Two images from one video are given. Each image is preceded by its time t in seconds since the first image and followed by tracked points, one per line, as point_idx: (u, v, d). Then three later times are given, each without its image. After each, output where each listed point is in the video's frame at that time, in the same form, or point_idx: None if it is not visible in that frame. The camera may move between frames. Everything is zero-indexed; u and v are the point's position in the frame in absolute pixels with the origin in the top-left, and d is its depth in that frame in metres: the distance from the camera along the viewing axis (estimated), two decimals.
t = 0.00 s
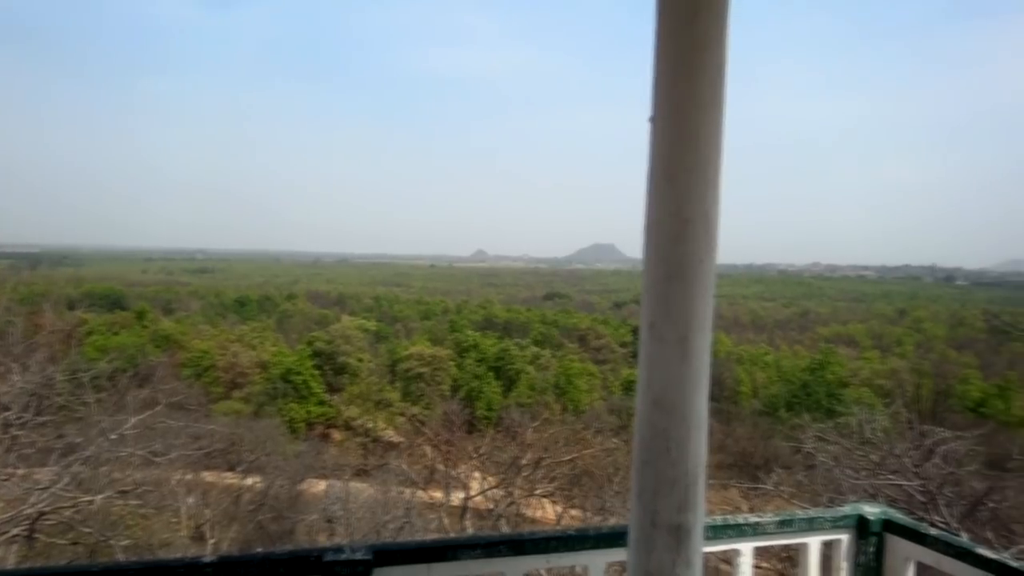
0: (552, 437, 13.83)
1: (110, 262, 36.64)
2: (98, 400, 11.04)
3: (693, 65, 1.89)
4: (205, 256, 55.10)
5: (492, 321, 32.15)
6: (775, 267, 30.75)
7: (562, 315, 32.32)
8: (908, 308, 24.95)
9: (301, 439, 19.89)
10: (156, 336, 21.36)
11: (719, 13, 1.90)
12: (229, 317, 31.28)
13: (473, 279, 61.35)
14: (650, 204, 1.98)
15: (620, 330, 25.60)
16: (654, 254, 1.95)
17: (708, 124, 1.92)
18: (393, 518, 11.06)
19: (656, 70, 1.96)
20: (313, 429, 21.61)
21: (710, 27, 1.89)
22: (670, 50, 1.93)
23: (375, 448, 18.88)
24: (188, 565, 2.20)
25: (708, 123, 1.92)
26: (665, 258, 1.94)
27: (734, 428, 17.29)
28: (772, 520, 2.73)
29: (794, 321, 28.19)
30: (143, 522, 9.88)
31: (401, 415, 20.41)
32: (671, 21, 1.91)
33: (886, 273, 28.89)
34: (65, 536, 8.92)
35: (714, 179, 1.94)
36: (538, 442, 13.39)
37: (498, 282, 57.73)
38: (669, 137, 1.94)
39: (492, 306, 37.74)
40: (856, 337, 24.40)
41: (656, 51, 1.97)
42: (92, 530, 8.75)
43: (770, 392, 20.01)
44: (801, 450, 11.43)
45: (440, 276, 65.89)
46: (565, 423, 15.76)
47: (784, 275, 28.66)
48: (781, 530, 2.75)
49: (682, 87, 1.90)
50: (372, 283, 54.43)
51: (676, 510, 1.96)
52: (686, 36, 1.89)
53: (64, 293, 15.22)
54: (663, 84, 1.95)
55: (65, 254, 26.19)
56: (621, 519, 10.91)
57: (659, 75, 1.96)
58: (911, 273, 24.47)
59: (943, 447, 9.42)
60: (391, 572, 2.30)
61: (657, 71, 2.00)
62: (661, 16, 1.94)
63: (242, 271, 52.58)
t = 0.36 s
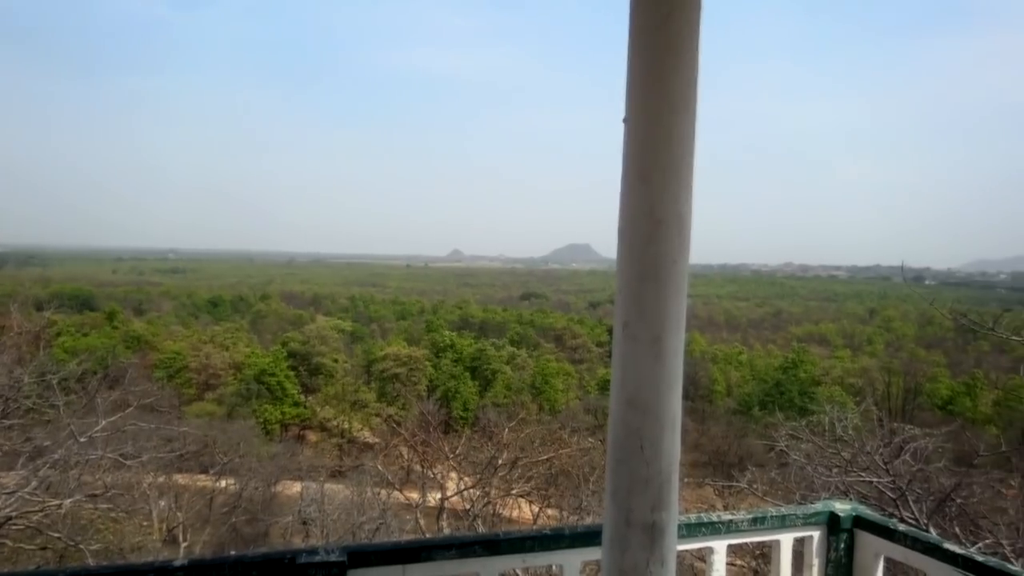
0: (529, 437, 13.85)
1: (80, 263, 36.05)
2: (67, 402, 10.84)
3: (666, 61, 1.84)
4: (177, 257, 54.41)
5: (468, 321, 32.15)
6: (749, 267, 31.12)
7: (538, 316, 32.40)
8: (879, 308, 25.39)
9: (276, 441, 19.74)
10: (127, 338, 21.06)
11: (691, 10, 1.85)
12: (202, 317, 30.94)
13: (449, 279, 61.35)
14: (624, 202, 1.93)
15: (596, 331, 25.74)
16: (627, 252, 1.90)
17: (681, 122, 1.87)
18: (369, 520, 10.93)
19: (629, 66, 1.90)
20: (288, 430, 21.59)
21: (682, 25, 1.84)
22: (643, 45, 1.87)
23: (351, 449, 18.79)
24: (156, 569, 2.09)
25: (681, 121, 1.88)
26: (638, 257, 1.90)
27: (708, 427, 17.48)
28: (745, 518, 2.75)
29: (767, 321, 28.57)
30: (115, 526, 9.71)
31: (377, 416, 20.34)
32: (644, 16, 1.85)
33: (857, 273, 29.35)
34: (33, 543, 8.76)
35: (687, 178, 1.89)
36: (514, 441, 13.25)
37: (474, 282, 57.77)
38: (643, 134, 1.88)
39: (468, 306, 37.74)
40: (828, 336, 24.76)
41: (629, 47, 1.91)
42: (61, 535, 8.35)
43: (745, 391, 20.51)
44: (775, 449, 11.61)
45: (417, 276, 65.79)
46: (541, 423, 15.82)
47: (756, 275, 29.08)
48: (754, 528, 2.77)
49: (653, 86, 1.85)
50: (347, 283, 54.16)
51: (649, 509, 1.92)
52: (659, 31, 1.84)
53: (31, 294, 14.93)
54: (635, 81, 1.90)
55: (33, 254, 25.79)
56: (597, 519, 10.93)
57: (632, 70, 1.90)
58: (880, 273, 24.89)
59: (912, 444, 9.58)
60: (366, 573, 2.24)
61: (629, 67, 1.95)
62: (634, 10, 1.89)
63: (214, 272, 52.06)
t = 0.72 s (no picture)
0: (514, 437, 13.86)
1: (60, 262, 35.68)
2: (47, 403, 10.72)
3: (650, 61, 1.83)
4: (159, 256, 53.98)
5: (453, 320, 32.13)
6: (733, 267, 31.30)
7: (523, 315, 32.42)
8: (861, 307, 25.62)
9: (260, 441, 19.66)
10: (108, 338, 20.88)
11: (674, 10, 1.83)
12: (184, 317, 30.73)
13: (434, 279, 61.30)
14: (608, 202, 1.91)
15: (581, 330, 25.83)
16: (610, 253, 1.89)
17: (665, 123, 1.86)
18: (353, 521, 10.85)
19: (612, 66, 1.89)
20: (272, 430, 21.51)
21: (665, 26, 1.82)
22: (626, 44, 1.86)
23: (336, 449, 18.74)
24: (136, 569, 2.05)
25: (665, 122, 1.86)
26: (622, 257, 1.88)
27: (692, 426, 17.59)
28: (729, 516, 2.76)
29: (751, 320, 28.80)
30: (96, 528, 9.60)
31: (361, 416, 20.26)
32: (626, 16, 1.84)
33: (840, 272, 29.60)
34: (12, 544, 8.58)
35: (671, 178, 1.88)
36: (500, 440, 13.22)
37: (460, 282, 57.77)
38: (626, 134, 1.87)
39: (453, 305, 37.70)
40: (811, 335, 24.98)
41: (613, 46, 1.89)
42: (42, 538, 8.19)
43: (729, 391, 20.77)
44: (758, 447, 11.70)
45: (402, 275, 65.68)
46: (526, 422, 15.85)
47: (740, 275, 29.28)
48: (737, 526, 2.79)
49: (636, 87, 1.84)
50: (331, 283, 53.96)
51: (634, 508, 1.91)
52: (642, 31, 1.82)
53: (10, 294, 14.74)
54: (618, 81, 1.88)
55: (12, 252, 25.56)
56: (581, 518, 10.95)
57: (616, 70, 1.88)
58: (862, 273, 25.13)
59: (894, 442, 9.62)
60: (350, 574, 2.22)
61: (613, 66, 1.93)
62: (618, 9, 1.87)
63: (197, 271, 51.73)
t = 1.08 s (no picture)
0: (508, 436, 13.87)
1: (51, 261, 35.51)
2: (38, 403, 10.66)
3: (644, 63, 1.82)
4: (150, 255, 53.76)
5: (447, 319, 32.13)
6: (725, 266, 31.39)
7: (517, 315, 32.42)
8: (853, 307, 25.71)
9: (252, 441, 19.63)
10: (99, 338, 20.84)
11: (667, 10, 1.83)
12: (176, 317, 30.64)
13: (428, 278, 61.25)
14: (602, 204, 1.91)
15: (574, 330, 25.87)
16: (604, 254, 1.88)
17: (658, 125, 1.86)
18: (347, 520, 10.81)
19: (607, 68, 1.88)
20: (265, 431, 21.47)
21: (658, 25, 1.82)
22: (619, 46, 1.85)
23: (329, 449, 18.72)
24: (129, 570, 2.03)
25: (657, 123, 1.86)
26: (615, 258, 1.88)
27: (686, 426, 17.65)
28: (722, 515, 2.77)
29: (744, 319, 28.89)
30: (88, 529, 9.54)
31: (354, 415, 20.23)
32: (621, 17, 1.84)
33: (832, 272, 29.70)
34: (3, 546, 8.47)
35: (663, 179, 1.88)
36: (493, 440, 13.20)
37: (453, 281, 57.74)
38: (619, 136, 1.87)
39: (446, 305, 37.66)
40: (803, 334, 25.07)
41: (606, 45, 1.89)
42: (33, 538, 8.13)
43: (722, 390, 20.87)
44: (752, 446, 11.73)
45: (395, 275, 65.60)
46: (520, 422, 15.87)
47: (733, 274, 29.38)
48: (730, 525, 2.80)
49: (629, 86, 1.83)
50: (324, 283, 53.86)
51: (627, 507, 1.91)
52: (637, 31, 1.82)
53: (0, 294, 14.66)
54: (611, 81, 1.88)
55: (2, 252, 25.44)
56: (575, 517, 10.95)
57: (610, 70, 1.88)
58: (855, 272, 25.22)
59: (886, 441, 9.64)
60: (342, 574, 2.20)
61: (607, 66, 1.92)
62: (612, 10, 1.87)
63: (189, 270, 51.56)
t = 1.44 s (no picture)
0: (496, 436, 13.87)
1: (35, 261, 35.21)
2: (22, 403, 10.57)
3: (632, 63, 1.83)
4: (136, 254, 53.38)
5: (435, 319, 32.09)
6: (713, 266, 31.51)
7: (505, 314, 32.41)
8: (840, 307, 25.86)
9: (239, 441, 19.53)
10: (84, 338, 20.69)
11: (654, 11, 1.84)
12: (162, 317, 30.45)
13: (416, 278, 61.14)
14: (588, 203, 1.92)
15: (563, 329, 25.91)
16: (590, 254, 1.89)
17: (644, 125, 1.87)
18: (334, 521, 10.75)
19: (595, 67, 1.88)
20: (252, 431, 21.36)
21: (646, 25, 1.82)
22: (606, 47, 1.86)
23: (316, 449, 18.65)
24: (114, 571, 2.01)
25: (643, 125, 1.86)
26: (602, 258, 1.88)
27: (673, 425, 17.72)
28: (708, 514, 2.79)
29: (731, 318, 29.04)
30: (72, 530, 9.47)
31: (342, 415, 20.15)
32: (608, 17, 1.84)
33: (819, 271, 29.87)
34: None
35: (651, 180, 1.88)
36: (481, 439, 13.18)
37: (441, 280, 57.67)
38: (606, 137, 1.87)
39: (434, 305, 37.61)
40: (790, 334, 25.21)
41: (594, 46, 1.89)
42: (17, 539, 8.05)
43: (709, 389, 20.96)
44: (739, 445, 11.78)
45: (383, 274, 65.41)
46: (508, 421, 15.87)
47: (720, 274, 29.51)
48: (717, 524, 2.81)
49: (616, 87, 1.84)
50: (312, 283, 53.65)
51: (614, 506, 1.92)
52: (624, 32, 1.82)
53: None
54: (599, 80, 1.88)
55: None
56: (563, 517, 10.95)
57: (597, 70, 1.88)
58: (841, 272, 25.39)
59: (871, 439, 9.72)
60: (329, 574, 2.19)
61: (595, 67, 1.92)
62: (599, 10, 1.87)
63: (176, 270, 51.27)
